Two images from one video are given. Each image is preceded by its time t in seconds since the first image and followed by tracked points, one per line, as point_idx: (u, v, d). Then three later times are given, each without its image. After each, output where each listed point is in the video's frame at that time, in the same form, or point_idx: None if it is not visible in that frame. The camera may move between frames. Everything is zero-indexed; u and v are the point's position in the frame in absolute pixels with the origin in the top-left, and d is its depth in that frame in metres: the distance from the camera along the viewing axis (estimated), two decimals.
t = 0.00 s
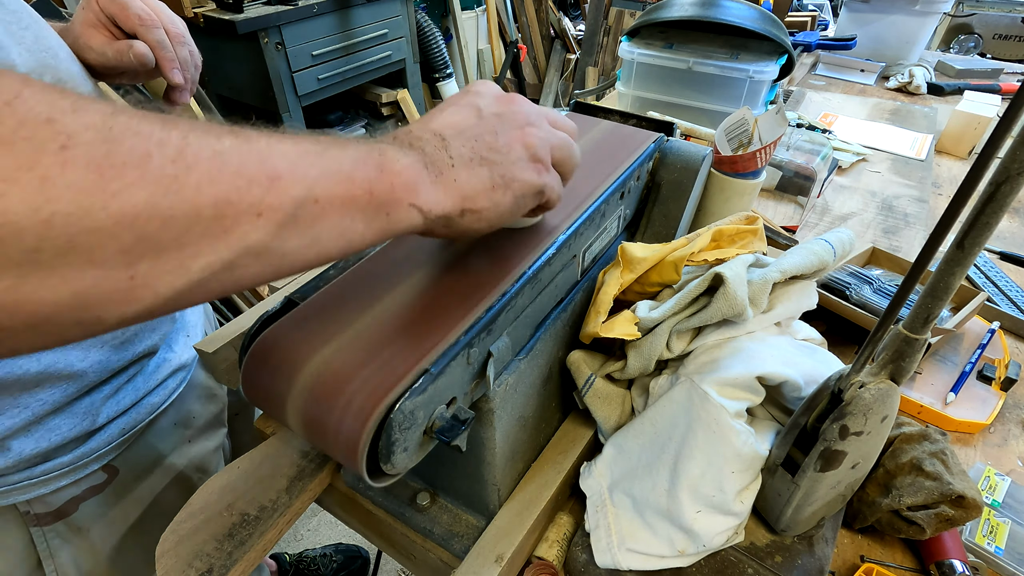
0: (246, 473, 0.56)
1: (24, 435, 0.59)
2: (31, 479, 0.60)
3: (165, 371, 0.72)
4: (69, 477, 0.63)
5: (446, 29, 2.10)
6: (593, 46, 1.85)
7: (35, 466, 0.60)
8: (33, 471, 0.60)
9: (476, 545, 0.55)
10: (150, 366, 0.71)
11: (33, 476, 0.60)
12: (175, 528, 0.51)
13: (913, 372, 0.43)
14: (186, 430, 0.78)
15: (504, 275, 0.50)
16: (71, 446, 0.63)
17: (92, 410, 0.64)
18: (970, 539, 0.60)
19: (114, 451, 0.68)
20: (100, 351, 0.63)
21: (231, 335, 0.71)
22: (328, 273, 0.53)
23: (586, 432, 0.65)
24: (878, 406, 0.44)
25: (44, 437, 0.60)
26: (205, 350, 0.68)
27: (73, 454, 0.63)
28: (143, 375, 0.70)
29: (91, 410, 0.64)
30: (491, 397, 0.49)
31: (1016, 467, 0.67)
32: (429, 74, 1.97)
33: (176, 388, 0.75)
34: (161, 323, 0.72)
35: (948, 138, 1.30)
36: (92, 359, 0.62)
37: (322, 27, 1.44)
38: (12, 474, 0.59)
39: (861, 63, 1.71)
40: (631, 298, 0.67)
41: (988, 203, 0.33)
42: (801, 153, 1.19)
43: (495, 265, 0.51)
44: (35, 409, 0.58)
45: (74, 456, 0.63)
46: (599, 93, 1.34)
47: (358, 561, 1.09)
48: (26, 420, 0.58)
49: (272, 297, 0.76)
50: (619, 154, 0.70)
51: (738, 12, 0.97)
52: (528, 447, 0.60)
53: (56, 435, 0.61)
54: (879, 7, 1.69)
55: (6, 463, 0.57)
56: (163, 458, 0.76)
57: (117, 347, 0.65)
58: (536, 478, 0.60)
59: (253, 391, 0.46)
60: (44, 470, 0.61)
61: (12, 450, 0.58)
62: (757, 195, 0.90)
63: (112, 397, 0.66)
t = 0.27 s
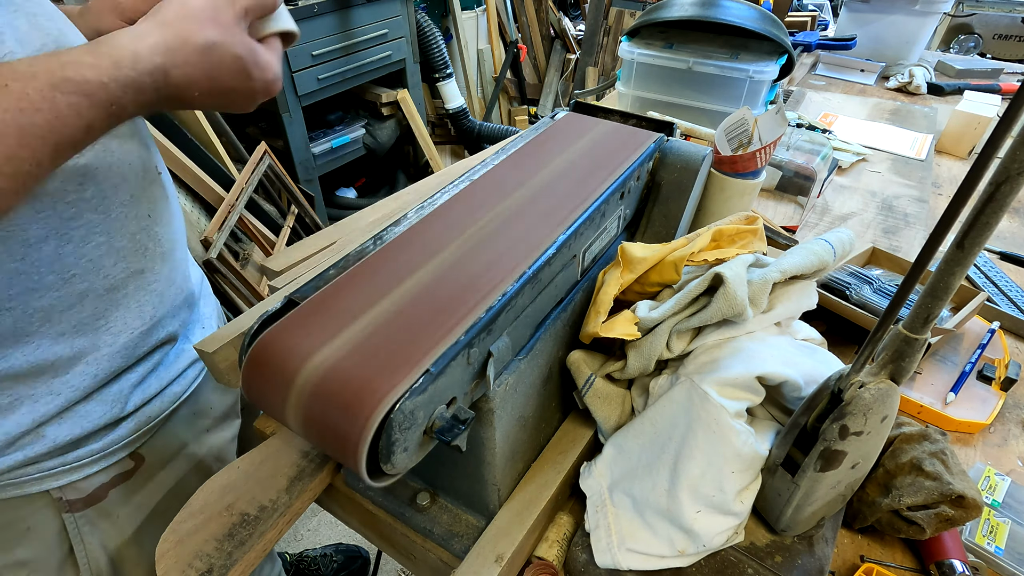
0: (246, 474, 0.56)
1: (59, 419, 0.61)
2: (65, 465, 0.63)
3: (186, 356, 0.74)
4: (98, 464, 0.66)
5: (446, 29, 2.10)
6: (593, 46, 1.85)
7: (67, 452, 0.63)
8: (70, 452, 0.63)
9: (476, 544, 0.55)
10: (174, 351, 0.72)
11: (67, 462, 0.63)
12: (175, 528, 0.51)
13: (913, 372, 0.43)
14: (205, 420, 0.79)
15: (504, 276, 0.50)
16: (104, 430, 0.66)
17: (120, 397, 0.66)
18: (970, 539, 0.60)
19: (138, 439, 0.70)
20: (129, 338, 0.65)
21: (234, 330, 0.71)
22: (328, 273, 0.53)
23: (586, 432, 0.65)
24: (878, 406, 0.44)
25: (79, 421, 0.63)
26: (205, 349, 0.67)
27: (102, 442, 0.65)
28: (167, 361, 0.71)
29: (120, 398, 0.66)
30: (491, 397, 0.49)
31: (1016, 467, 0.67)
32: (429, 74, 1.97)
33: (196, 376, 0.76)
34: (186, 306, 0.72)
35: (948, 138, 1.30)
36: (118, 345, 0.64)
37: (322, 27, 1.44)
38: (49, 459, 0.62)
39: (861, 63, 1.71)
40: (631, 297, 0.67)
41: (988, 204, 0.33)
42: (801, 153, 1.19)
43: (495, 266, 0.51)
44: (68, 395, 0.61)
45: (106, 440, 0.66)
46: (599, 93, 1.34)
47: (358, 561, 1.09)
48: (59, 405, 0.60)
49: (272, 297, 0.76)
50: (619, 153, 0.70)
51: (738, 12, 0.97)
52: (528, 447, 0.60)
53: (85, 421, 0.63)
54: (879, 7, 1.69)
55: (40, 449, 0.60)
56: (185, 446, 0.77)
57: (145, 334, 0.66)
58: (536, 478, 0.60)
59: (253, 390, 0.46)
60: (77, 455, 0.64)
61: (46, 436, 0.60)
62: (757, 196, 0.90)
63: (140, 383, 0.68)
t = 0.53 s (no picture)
0: (246, 474, 0.56)
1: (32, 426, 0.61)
2: (33, 473, 0.62)
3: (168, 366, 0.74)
4: (71, 471, 0.66)
5: (446, 29, 2.10)
6: (593, 46, 1.85)
7: (38, 458, 0.63)
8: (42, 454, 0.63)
9: (476, 544, 0.55)
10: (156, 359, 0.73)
11: (36, 469, 0.63)
12: (175, 528, 0.51)
13: (913, 372, 0.43)
14: (190, 427, 0.79)
15: (504, 276, 0.50)
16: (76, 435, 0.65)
17: (95, 405, 0.65)
18: (970, 538, 0.60)
19: (117, 445, 0.70)
20: (106, 348, 0.64)
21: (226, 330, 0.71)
22: (328, 273, 0.53)
23: (586, 432, 0.65)
24: (878, 406, 0.44)
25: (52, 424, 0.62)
26: (205, 349, 0.67)
27: (75, 449, 0.65)
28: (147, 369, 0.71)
29: (96, 405, 0.66)
30: (491, 398, 0.49)
31: (1016, 467, 0.67)
32: (429, 74, 1.97)
33: (181, 384, 0.77)
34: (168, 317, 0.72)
35: (948, 138, 1.30)
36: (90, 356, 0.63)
37: (322, 27, 1.44)
38: (17, 466, 0.61)
39: (861, 63, 1.71)
40: (631, 297, 0.67)
41: (988, 203, 0.33)
42: (801, 153, 1.19)
43: (495, 265, 0.51)
44: (40, 403, 0.61)
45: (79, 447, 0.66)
46: (599, 93, 1.34)
47: (358, 561, 1.09)
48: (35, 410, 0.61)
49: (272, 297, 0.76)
50: (618, 154, 0.70)
51: (738, 12, 0.97)
52: (528, 447, 0.60)
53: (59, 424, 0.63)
54: (879, 7, 1.69)
55: (9, 456, 0.60)
56: (167, 454, 0.77)
57: (123, 344, 0.66)
58: (536, 478, 0.60)
59: (254, 391, 0.46)
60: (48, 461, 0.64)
61: (15, 444, 0.60)
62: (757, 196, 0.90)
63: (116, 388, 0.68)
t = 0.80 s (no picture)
0: (247, 474, 0.56)
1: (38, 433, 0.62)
2: (35, 483, 0.63)
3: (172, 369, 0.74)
4: (72, 481, 0.66)
5: (446, 29, 2.10)
6: (593, 46, 1.85)
7: (39, 469, 0.63)
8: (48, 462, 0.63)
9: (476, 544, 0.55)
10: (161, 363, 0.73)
11: (37, 480, 0.63)
12: (175, 528, 0.51)
13: (913, 372, 0.43)
14: (194, 433, 0.79)
15: (504, 276, 0.50)
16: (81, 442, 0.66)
17: (97, 414, 0.66)
18: (970, 538, 0.60)
19: (119, 454, 0.70)
20: (108, 354, 0.65)
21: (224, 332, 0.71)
22: (328, 273, 0.53)
23: (586, 432, 0.65)
24: (878, 406, 0.44)
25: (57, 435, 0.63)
26: (205, 349, 0.67)
27: (77, 458, 0.65)
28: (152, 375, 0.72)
29: (98, 414, 0.66)
30: (491, 398, 0.49)
31: (1016, 467, 0.67)
32: (429, 74, 1.97)
33: (184, 390, 0.77)
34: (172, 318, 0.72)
35: (948, 138, 1.30)
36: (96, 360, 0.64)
37: (322, 27, 1.44)
38: (18, 477, 0.62)
39: (861, 63, 1.70)
40: (631, 297, 0.67)
41: (988, 203, 0.33)
42: (801, 153, 1.19)
43: (495, 265, 0.51)
44: (42, 412, 0.61)
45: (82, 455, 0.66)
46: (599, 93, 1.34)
47: (358, 561, 1.09)
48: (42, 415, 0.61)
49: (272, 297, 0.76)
50: (619, 154, 0.70)
51: (738, 12, 0.97)
52: (528, 447, 0.60)
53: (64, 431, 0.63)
54: (879, 7, 1.69)
55: (10, 466, 0.60)
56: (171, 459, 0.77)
57: (125, 351, 0.66)
58: (536, 478, 0.60)
59: (254, 391, 0.46)
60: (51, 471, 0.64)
61: (15, 454, 0.60)
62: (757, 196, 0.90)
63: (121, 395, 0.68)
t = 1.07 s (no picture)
0: (247, 474, 0.56)
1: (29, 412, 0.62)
2: None
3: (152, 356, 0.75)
4: (36, 440, 0.63)
5: (446, 30, 2.09)
6: (593, 46, 1.84)
7: None
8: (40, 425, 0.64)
9: (475, 544, 0.55)
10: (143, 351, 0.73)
11: None
12: (175, 528, 0.51)
13: (913, 372, 0.43)
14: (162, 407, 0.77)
15: (504, 276, 0.50)
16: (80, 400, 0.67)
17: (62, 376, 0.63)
18: (970, 538, 0.60)
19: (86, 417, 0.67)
20: (78, 329, 0.64)
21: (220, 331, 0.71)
22: (328, 273, 0.53)
23: (586, 432, 0.65)
24: (878, 406, 0.44)
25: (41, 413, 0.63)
26: (206, 350, 0.67)
27: (41, 417, 0.63)
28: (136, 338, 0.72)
29: (61, 377, 0.63)
30: (491, 397, 0.49)
31: (1016, 467, 0.67)
32: (429, 74, 1.96)
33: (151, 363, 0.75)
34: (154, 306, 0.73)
35: (947, 138, 1.30)
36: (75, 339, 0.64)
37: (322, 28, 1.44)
38: None
39: (861, 63, 1.71)
40: (631, 297, 0.67)
41: (988, 203, 0.33)
42: (801, 153, 1.19)
43: (495, 265, 0.51)
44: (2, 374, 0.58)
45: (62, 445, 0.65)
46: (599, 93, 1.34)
47: (358, 562, 1.09)
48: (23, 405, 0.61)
49: (272, 297, 0.76)
50: (619, 154, 0.70)
51: (738, 12, 0.97)
52: (528, 447, 0.60)
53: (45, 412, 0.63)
54: (879, 7, 1.69)
55: None
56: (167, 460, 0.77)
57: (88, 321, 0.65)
58: (536, 478, 0.60)
59: (253, 391, 0.46)
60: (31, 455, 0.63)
61: None
62: (756, 196, 0.90)
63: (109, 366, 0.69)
